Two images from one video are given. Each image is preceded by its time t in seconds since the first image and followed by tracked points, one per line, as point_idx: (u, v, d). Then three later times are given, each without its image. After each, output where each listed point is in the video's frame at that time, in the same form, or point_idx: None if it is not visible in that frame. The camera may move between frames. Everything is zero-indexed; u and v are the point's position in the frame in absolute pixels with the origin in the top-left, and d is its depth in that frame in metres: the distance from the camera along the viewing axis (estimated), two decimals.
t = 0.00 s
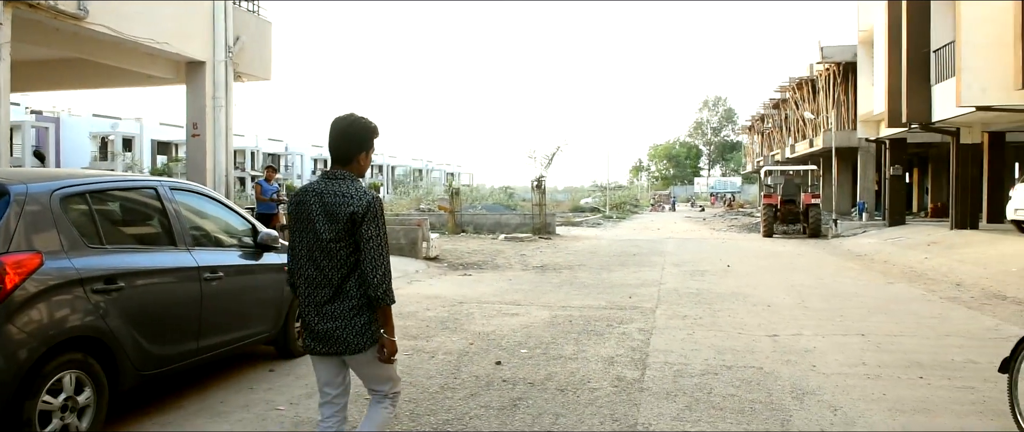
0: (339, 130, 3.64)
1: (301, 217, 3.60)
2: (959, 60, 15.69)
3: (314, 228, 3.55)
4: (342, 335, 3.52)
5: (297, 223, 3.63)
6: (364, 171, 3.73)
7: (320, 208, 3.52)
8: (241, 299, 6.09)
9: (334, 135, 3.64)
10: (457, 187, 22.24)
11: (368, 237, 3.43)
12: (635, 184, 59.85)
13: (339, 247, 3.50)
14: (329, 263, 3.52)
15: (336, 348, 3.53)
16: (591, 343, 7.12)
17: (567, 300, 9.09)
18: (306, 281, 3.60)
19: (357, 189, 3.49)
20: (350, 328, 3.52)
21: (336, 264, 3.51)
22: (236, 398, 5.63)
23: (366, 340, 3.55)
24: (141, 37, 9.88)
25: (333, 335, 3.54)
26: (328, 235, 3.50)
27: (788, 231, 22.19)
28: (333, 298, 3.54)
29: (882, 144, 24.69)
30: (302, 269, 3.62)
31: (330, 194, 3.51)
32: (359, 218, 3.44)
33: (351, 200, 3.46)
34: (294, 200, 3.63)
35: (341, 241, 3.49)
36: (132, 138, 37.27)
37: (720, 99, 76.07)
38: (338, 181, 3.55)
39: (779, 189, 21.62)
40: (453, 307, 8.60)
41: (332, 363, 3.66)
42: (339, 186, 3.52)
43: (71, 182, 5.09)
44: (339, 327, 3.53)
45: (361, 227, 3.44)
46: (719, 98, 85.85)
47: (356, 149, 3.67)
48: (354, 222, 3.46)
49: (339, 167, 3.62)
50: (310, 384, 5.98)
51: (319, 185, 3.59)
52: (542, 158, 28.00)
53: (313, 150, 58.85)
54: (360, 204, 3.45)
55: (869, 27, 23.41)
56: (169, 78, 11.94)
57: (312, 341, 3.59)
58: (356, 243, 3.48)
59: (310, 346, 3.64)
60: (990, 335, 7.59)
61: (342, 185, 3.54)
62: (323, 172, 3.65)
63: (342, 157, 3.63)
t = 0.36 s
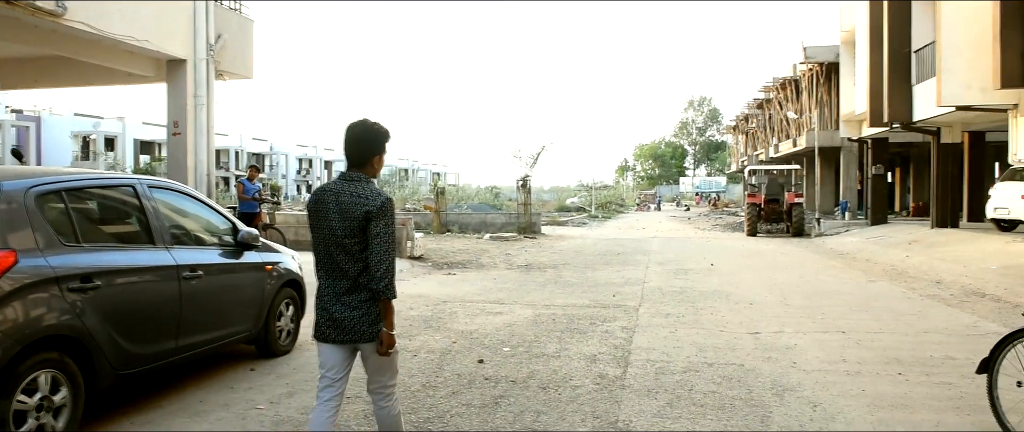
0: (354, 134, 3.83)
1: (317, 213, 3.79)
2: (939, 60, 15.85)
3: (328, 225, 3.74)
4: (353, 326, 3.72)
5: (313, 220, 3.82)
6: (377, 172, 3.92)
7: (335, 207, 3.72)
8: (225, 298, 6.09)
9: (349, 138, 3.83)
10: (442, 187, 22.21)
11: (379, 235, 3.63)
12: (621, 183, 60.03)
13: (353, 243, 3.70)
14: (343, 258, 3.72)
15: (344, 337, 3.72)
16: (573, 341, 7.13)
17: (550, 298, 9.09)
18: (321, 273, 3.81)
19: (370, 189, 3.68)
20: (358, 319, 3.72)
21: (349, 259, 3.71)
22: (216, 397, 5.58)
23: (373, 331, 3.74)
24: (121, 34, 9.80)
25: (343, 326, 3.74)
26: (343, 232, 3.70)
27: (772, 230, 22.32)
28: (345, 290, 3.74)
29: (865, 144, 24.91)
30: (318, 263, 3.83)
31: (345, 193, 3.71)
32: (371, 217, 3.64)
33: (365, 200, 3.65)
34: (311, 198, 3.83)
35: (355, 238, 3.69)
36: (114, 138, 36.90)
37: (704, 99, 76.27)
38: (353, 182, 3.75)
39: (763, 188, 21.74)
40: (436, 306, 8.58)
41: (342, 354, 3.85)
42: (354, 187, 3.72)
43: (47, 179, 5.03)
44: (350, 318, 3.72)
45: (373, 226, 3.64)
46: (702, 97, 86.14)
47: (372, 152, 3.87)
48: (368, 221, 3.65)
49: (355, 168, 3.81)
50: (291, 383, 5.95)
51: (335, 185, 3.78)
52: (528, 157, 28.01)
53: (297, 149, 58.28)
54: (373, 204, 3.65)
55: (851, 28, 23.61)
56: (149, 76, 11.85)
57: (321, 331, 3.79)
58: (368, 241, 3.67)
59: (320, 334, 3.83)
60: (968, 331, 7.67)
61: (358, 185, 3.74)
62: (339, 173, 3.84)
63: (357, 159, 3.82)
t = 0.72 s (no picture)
0: (374, 134, 4.22)
1: (343, 208, 4.16)
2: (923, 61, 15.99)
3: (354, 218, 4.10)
4: (378, 311, 4.05)
5: (338, 213, 4.18)
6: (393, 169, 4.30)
7: (360, 200, 4.09)
8: (211, 296, 6.09)
9: (370, 139, 4.22)
10: (431, 186, 22.19)
11: (402, 226, 4.00)
12: (610, 184, 60.21)
13: (377, 233, 4.06)
14: (368, 248, 4.08)
15: (370, 321, 4.05)
16: (558, 340, 7.15)
17: (536, 297, 9.10)
18: (346, 262, 4.15)
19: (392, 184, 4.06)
20: (384, 303, 4.05)
21: (375, 248, 4.08)
22: (199, 396, 5.55)
23: (397, 315, 4.09)
24: (104, 31, 9.75)
25: (369, 310, 4.07)
26: (367, 224, 4.06)
27: (758, 230, 22.44)
28: (370, 277, 4.09)
29: (850, 145, 25.09)
30: (343, 252, 4.17)
31: (368, 189, 4.08)
32: (394, 210, 4.01)
33: (387, 194, 4.03)
34: (335, 193, 4.20)
35: (379, 229, 4.06)
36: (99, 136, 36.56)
37: (693, 100, 76.56)
38: (374, 178, 4.13)
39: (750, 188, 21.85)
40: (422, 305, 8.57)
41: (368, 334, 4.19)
42: (377, 182, 4.09)
43: (28, 177, 4.99)
44: (376, 302, 4.06)
45: (396, 218, 4.01)
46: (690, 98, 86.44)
47: (389, 151, 4.26)
48: (391, 214, 4.02)
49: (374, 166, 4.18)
50: (275, 382, 5.92)
51: (357, 181, 4.16)
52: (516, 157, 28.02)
53: (285, 148, 58.05)
54: (396, 197, 4.02)
55: (837, 29, 23.77)
56: (134, 74, 11.78)
57: (348, 316, 4.13)
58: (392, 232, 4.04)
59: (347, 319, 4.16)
60: (951, 329, 7.74)
61: (379, 182, 4.11)
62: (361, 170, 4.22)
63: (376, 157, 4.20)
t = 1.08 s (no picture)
0: (383, 136, 4.42)
1: (352, 206, 4.31)
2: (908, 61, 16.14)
3: (368, 214, 4.27)
4: (389, 301, 4.22)
5: (348, 209, 4.32)
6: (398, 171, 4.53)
7: (373, 197, 4.27)
8: (194, 296, 6.05)
9: (378, 141, 4.42)
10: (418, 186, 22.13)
11: (419, 221, 4.26)
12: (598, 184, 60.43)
13: (391, 228, 4.28)
14: (382, 241, 4.26)
15: (382, 310, 4.22)
16: (544, 339, 7.16)
17: (522, 296, 9.10)
18: (356, 256, 4.29)
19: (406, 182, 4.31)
20: (395, 294, 4.24)
21: (387, 242, 4.27)
22: (181, 396, 5.52)
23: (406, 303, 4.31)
24: (86, 30, 9.68)
25: (378, 302, 4.23)
26: (380, 220, 4.26)
27: (745, 229, 22.56)
28: (381, 270, 4.27)
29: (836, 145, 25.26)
30: (353, 246, 4.30)
31: (381, 186, 4.28)
32: (411, 206, 4.27)
33: (401, 191, 4.27)
34: (345, 191, 4.34)
35: (394, 224, 4.28)
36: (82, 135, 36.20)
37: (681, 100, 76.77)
38: (387, 176, 4.34)
39: (736, 188, 21.94)
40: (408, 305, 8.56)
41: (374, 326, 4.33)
42: (391, 180, 4.32)
43: (8, 175, 4.93)
44: (386, 293, 4.23)
45: (413, 213, 4.26)
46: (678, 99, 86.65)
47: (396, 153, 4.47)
48: (407, 209, 4.27)
49: (383, 166, 4.39)
50: (259, 381, 5.90)
51: (369, 180, 4.35)
52: (504, 156, 28.02)
53: (272, 148, 57.75)
54: (412, 194, 4.28)
55: (823, 30, 23.92)
56: (117, 73, 11.70)
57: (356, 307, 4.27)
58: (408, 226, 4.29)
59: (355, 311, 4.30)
60: (933, 327, 7.80)
61: (390, 180, 4.33)
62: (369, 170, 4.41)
63: (385, 158, 4.40)
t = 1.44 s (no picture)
0: (386, 139, 4.63)
1: (358, 205, 4.52)
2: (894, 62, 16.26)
3: (373, 213, 4.48)
4: (395, 295, 4.45)
5: (354, 208, 4.53)
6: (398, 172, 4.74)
7: (378, 197, 4.49)
8: (180, 294, 6.03)
9: (382, 143, 4.63)
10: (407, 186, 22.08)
11: (420, 220, 4.50)
12: (587, 184, 60.49)
13: (395, 225, 4.49)
14: (386, 238, 4.48)
15: (389, 303, 4.45)
16: (531, 338, 7.17)
17: (510, 296, 9.10)
18: (363, 253, 4.50)
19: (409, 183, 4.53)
20: (401, 288, 4.46)
21: (393, 239, 4.49)
22: (165, 395, 5.49)
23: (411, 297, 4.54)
24: (71, 27, 9.62)
25: (385, 295, 4.46)
26: (385, 219, 4.47)
27: (734, 229, 22.65)
28: (388, 265, 4.48)
29: (824, 145, 25.40)
30: (359, 243, 4.51)
31: (385, 187, 4.50)
32: (413, 205, 4.49)
33: (405, 192, 4.49)
34: (350, 192, 4.55)
35: (398, 222, 4.49)
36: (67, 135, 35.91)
37: (671, 100, 76.95)
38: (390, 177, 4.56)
39: (725, 188, 22.03)
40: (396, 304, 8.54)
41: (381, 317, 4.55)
42: (394, 181, 4.54)
43: None
44: (392, 288, 4.45)
45: (415, 212, 4.49)
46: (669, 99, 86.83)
47: (398, 156, 4.69)
48: (409, 208, 4.50)
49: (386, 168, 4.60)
50: (244, 380, 5.87)
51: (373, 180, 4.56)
52: (494, 156, 28.01)
53: (261, 148, 57.47)
54: (415, 194, 4.50)
55: (811, 30, 24.04)
56: (104, 71, 11.63)
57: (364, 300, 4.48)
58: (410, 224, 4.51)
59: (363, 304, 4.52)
60: (918, 326, 7.86)
61: (394, 181, 4.55)
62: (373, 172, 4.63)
63: (388, 160, 4.62)
